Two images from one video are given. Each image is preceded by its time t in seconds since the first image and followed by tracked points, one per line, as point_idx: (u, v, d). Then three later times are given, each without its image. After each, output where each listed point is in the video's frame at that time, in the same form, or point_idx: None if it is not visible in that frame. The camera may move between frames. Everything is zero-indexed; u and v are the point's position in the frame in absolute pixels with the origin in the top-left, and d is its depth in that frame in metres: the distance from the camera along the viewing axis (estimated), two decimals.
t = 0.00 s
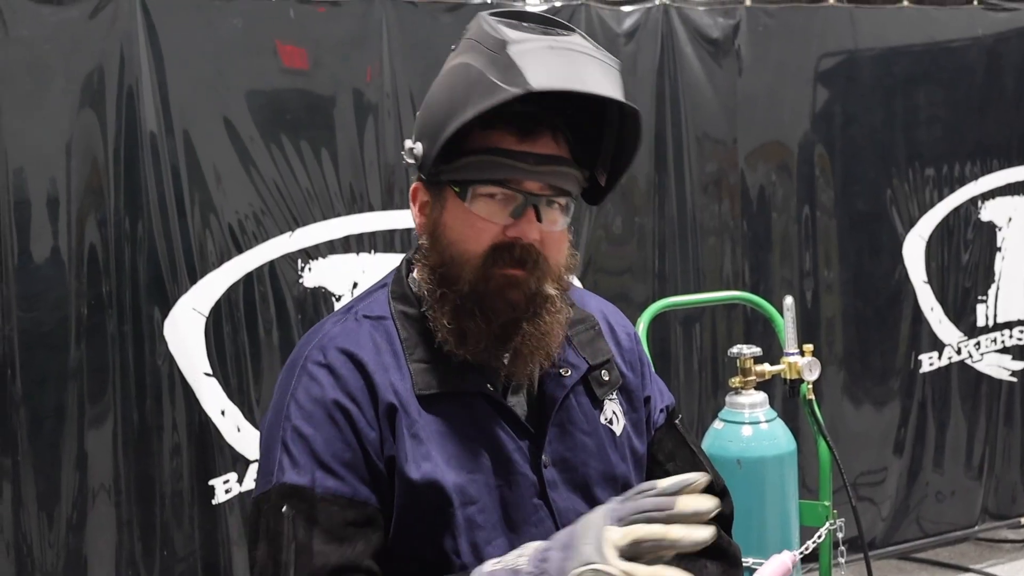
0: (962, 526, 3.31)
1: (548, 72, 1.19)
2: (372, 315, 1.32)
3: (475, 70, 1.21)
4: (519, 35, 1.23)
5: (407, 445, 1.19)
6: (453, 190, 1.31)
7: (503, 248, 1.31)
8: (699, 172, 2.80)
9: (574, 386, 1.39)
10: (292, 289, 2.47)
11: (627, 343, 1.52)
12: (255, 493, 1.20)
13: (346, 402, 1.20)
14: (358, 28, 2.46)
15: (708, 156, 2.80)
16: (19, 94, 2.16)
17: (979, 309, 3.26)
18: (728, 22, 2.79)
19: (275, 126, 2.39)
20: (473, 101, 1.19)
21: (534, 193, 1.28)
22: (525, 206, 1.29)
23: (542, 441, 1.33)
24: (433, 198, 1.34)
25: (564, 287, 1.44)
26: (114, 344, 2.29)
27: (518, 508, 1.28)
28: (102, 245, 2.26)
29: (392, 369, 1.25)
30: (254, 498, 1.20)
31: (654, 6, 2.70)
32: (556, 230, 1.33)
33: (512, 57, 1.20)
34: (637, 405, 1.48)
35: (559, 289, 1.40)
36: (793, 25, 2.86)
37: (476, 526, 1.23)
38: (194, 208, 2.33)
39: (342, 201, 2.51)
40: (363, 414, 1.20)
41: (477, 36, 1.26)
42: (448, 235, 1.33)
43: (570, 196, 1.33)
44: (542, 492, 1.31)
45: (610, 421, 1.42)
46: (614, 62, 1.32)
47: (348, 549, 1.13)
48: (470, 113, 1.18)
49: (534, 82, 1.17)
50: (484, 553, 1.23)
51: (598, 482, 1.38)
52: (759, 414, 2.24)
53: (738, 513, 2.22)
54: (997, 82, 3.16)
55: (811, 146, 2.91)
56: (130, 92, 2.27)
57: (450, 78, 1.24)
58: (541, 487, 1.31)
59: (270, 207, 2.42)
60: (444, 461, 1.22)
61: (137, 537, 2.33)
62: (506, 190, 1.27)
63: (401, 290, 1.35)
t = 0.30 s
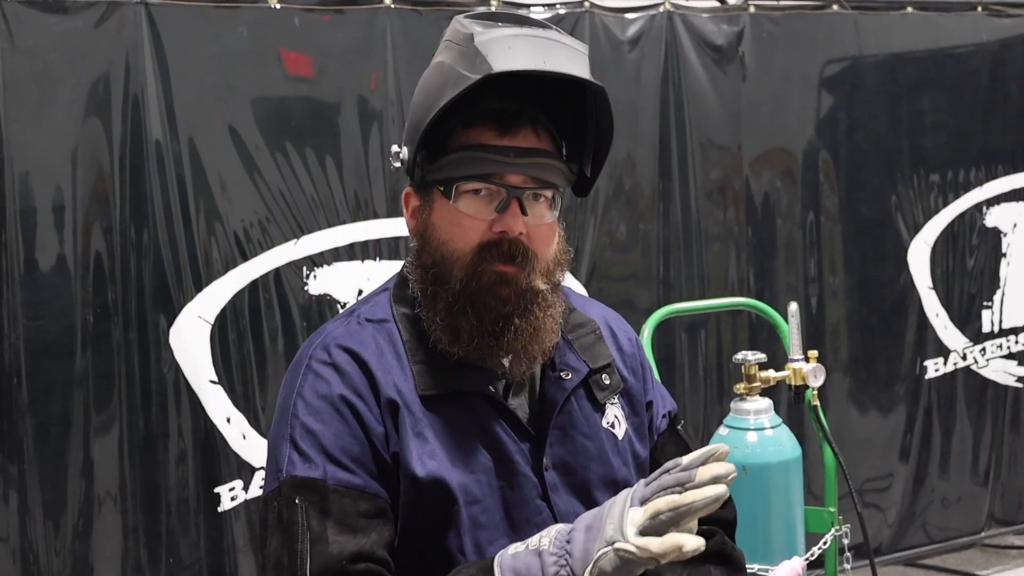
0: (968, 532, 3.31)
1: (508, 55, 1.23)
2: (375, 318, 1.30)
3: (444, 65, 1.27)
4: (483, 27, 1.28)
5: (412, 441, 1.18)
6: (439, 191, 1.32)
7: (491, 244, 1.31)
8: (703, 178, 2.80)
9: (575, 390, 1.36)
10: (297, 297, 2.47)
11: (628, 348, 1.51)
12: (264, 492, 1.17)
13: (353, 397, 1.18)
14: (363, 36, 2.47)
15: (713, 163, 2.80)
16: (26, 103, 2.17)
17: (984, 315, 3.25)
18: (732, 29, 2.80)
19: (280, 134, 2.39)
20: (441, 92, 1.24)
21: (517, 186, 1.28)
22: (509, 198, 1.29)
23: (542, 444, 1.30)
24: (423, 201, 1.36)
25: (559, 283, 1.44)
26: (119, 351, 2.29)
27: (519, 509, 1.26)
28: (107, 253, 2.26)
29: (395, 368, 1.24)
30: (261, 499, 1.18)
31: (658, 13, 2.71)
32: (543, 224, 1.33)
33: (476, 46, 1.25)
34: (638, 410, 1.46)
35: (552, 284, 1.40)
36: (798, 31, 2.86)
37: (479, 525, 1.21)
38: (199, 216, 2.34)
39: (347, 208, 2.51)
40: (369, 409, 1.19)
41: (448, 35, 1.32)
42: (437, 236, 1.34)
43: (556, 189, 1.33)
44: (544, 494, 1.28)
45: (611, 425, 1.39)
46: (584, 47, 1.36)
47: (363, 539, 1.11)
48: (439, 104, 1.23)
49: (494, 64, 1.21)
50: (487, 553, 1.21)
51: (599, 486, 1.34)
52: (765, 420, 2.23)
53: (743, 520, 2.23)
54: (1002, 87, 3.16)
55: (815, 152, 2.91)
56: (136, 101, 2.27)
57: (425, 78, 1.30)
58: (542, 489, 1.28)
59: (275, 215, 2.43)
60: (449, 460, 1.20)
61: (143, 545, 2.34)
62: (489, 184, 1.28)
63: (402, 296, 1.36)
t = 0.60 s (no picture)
0: (969, 533, 3.31)
1: (506, 58, 1.23)
2: (375, 318, 1.31)
3: (443, 67, 1.27)
4: (482, 29, 1.28)
5: (412, 441, 1.18)
6: (439, 191, 1.33)
7: (488, 245, 1.31)
8: (704, 179, 2.80)
9: (575, 389, 1.36)
10: (298, 297, 2.47)
11: (628, 348, 1.51)
12: (263, 491, 1.17)
13: (353, 396, 1.18)
14: (364, 37, 2.47)
15: (714, 164, 2.80)
16: (27, 103, 2.17)
17: (985, 316, 3.25)
18: (733, 29, 2.80)
19: (281, 134, 2.40)
20: (440, 93, 1.25)
21: (516, 188, 1.29)
22: (507, 200, 1.29)
23: (543, 443, 1.30)
24: (423, 201, 1.36)
25: (558, 285, 1.44)
26: (120, 352, 2.29)
27: (520, 509, 1.26)
28: (108, 253, 2.27)
29: (395, 368, 1.24)
30: (261, 498, 1.18)
31: (659, 13, 2.71)
32: (543, 225, 1.34)
33: (475, 47, 1.25)
34: (638, 410, 1.46)
35: (551, 285, 1.40)
36: (798, 32, 2.86)
37: (479, 524, 1.21)
38: (200, 216, 2.34)
39: (348, 208, 2.51)
40: (369, 409, 1.19)
41: (449, 36, 1.32)
42: (436, 236, 1.34)
43: (556, 191, 1.34)
44: (544, 494, 1.28)
45: (611, 425, 1.39)
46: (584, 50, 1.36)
47: (360, 539, 1.11)
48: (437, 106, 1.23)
49: (491, 67, 1.22)
50: (487, 552, 1.21)
51: (599, 485, 1.35)
52: (765, 420, 2.23)
53: (744, 520, 2.23)
54: (1003, 88, 3.16)
55: (816, 153, 2.91)
56: (137, 101, 2.27)
57: (426, 78, 1.30)
58: (542, 489, 1.28)
59: (276, 215, 2.43)
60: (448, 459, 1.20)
61: (144, 545, 2.34)
62: (487, 185, 1.28)
63: (402, 294, 1.36)
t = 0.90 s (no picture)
0: (966, 533, 3.31)
1: (510, 66, 1.23)
2: (374, 318, 1.30)
3: (448, 72, 1.27)
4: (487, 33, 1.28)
5: (410, 442, 1.18)
6: (440, 193, 1.32)
7: (490, 248, 1.31)
8: (703, 179, 2.80)
9: (574, 390, 1.36)
10: (296, 296, 2.47)
11: (628, 349, 1.51)
12: (262, 491, 1.17)
13: (352, 397, 1.18)
14: (363, 36, 2.47)
15: (712, 163, 2.80)
16: (24, 101, 2.17)
17: (982, 316, 3.26)
18: (732, 29, 2.80)
19: (279, 133, 2.39)
20: (444, 99, 1.25)
21: (518, 193, 1.28)
22: (510, 204, 1.28)
23: (542, 444, 1.30)
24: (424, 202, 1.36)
25: (559, 286, 1.44)
26: (118, 351, 2.29)
27: (519, 509, 1.25)
28: (106, 251, 2.26)
29: (395, 368, 1.24)
30: (260, 497, 1.18)
31: (657, 13, 2.71)
32: (544, 229, 1.33)
33: (480, 53, 1.24)
34: (637, 410, 1.46)
35: (551, 288, 1.40)
36: (796, 32, 2.86)
37: (478, 524, 1.21)
38: (198, 215, 2.34)
39: (346, 207, 2.51)
40: (369, 409, 1.19)
41: (455, 38, 1.31)
42: (437, 237, 1.34)
43: (558, 195, 1.33)
44: (543, 494, 1.28)
45: (610, 425, 1.39)
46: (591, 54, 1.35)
47: (359, 540, 1.11)
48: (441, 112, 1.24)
49: (495, 75, 1.22)
50: (485, 552, 1.21)
51: (598, 486, 1.35)
52: (762, 420, 2.24)
53: (741, 520, 2.23)
54: (1001, 88, 3.16)
55: (814, 153, 2.91)
56: (135, 100, 2.27)
57: (431, 81, 1.30)
58: (541, 489, 1.28)
59: (274, 214, 2.43)
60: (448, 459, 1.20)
61: (141, 544, 2.34)
62: (489, 189, 1.28)
63: (402, 295, 1.36)
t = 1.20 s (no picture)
0: (963, 537, 3.31)
1: (560, 85, 1.16)
2: (375, 318, 1.30)
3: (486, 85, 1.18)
4: (525, 47, 1.21)
5: (409, 444, 1.18)
6: (459, 199, 1.29)
7: (508, 256, 1.30)
8: (703, 181, 2.80)
9: (574, 391, 1.37)
10: (295, 295, 2.47)
11: (627, 350, 1.51)
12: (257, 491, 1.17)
13: (350, 397, 1.18)
14: (364, 35, 2.47)
15: (712, 165, 2.80)
16: (25, 97, 2.17)
17: (981, 320, 3.26)
18: (733, 31, 2.80)
19: (280, 132, 2.40)
20: (488, 116, 1.16)
21: (540, 203, 1.27)
22: (533, 215, 1.27)
23: (541, 445, 1.30)
24: (438, 205, 1.32)
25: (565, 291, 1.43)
26: (116, 348, 2.29)
27: (518, 510, 1.25)
28: (105, 248, 2.26)
29: (395, 368, 1.24)
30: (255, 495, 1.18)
31: (659, 15, 2.71)
32: (560, 238, 1.33)
33: (523, 70, 1.17)
34: (637, 412, 1.46)
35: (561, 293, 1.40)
36: (797, 35, 2.86)
37: (477, 525, 1.21)
38: (198, 212, 2.34)
39: (346, 206, 2.51)
40: (367, 410, 1.19)
41: (484, 48, 1.23)
42: (454, 243, 1.32)
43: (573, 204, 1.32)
44: (542, 495, 1.28)
45: (609, 426, 1.39)
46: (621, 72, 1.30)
47: (352, 541, 1.10)
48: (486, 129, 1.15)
49: (547, 97, 1.14)
50: (483, 552, 1.21)
51: (597, 487, 1.35)
52: (760, 422, 2.24)
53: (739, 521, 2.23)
54: (1001, 92, 3.16)
55: (814, 156, 2.91)
56: (136, 97, 2.27)
57: (461, 91, 1.20)
58: (540, 490, 1.28)
59: (274, 213, 2.43)
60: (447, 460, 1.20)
61: (138, 541, 2.34)
62: (514, 201, 1.26)
63: (403, 294, 1.34)
